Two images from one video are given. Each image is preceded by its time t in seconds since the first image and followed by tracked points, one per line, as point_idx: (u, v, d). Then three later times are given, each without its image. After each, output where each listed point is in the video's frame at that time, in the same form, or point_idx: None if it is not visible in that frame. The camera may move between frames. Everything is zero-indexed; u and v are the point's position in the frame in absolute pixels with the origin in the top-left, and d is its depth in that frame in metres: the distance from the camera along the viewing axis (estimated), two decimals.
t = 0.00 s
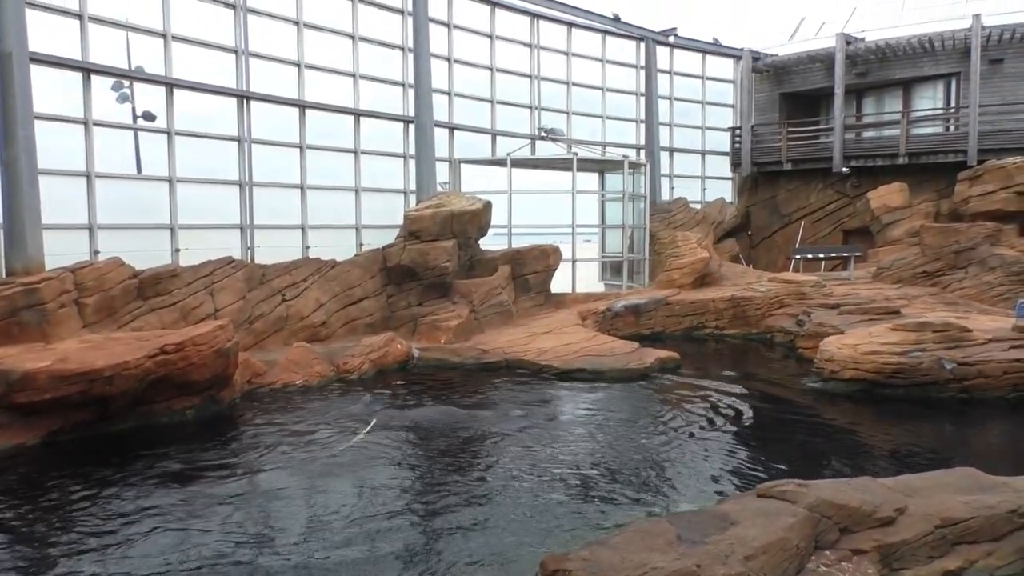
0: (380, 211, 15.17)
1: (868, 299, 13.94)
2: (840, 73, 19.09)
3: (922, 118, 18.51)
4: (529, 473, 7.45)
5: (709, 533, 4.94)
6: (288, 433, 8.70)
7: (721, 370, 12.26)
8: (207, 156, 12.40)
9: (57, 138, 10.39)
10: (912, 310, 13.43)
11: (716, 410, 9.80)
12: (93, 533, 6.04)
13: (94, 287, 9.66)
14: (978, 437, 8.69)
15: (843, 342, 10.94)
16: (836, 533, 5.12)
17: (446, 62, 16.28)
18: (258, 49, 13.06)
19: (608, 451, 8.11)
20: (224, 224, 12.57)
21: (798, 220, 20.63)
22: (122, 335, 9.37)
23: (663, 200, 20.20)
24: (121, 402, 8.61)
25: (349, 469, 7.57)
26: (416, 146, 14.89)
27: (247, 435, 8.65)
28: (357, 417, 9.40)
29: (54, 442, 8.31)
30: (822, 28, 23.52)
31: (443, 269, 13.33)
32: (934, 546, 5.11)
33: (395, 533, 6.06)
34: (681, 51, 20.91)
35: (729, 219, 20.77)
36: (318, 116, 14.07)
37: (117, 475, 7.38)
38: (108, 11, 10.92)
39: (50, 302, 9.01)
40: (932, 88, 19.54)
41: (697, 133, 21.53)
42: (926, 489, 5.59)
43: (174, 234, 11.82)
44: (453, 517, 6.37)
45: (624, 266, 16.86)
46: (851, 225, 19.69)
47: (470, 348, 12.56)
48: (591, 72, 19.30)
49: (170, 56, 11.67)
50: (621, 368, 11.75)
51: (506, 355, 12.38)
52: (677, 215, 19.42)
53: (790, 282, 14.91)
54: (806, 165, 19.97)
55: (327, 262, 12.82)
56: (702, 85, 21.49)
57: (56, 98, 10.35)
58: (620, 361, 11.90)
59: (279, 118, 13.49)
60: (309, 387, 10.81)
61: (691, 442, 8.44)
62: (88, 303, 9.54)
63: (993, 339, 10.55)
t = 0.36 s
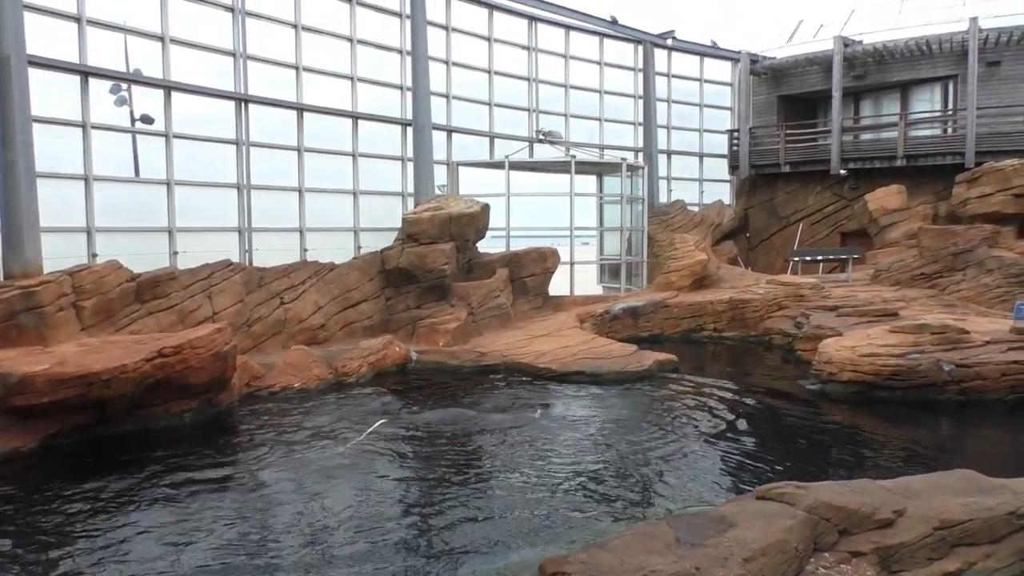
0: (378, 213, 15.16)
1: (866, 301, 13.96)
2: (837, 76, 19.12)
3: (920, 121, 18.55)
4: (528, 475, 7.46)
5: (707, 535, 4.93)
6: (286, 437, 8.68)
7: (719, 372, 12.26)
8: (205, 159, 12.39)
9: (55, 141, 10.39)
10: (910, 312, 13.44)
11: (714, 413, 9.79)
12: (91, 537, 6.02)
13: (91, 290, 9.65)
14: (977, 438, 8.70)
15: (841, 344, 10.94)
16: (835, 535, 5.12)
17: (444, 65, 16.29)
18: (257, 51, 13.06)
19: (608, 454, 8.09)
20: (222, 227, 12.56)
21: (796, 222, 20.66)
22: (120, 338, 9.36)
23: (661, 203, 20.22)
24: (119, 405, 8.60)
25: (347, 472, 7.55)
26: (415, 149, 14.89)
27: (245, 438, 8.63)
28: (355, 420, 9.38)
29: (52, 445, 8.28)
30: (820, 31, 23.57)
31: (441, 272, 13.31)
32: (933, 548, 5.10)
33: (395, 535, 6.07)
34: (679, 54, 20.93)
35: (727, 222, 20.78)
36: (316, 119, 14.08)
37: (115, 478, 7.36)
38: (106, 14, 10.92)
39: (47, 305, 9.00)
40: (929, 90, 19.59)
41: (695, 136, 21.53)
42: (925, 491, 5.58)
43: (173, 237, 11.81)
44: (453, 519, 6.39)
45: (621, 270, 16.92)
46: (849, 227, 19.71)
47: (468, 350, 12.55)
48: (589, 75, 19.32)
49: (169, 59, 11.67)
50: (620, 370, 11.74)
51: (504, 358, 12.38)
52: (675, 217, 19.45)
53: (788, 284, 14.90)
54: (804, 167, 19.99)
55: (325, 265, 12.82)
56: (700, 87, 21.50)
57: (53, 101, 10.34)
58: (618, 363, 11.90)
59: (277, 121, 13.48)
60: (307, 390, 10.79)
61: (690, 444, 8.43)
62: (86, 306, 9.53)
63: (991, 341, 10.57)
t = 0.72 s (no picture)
0: (376, 216, 15.15)
1: (864, 304, 13.97)
2: (835, 78, 19.15)
3: (918, 123, 18.59)
4: (527, 478, 7.47)
5: (706, 538, 4.92)
6: (284, 440, 8.67)
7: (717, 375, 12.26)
8: (203, 162, 12.39)
9: (52, 144, 10.37)
10: (908, 314, 13.45)
11: (713, 416, 9.78)
12: (88, 541, 6.01)
13: (89, 293, 9.65)
14: (974, 441, 8.71)
15: (839, 347, 10.96)
16: (833, 538, 5.12)
17: (442, 68, 16.30)
18: (255, 55, 13.06)
19: (606, 457, 8.09)
20: (220, 230, 12.56)
21: (794, 224, 20.68)
22: (117, 341, 9.35)
23: (659, 206, 20.25)
24: (117, 409, 8.58)
25: (345, 475, 7.54)
26: (413, 152, 14.89)
27: (243, 442, 8.61)
28: (353, 423, 9.37)
29: (49, 448, 8.27)
30: (817, 34, 23.61)
31: (439, 275, 13.31)
32: (931, 551, 5.11)
33: (394, 537, 6.07)
34: (676, 57, 20.96)
35: (725, 224, 20.79)
36: (314, 122, 14.09)
37: (112, 482, 7.35)
38: (104, 17, 10.92)
39: (45, 308, 8.99)
40: (926, 93, 19.62)
41: (693, 138, 21.55)
42: (923, 494, 5.58)
43: (170, 240, 11.79)
44: (452, 521, 6.39)
45: (619, 272, 16.88)
46: (847, 230, 19.74)
47: (466, 353, 12.54)
48: (586, 78, 19.34)
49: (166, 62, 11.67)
50: (618, 373, 11.73)
51: (502, 361, 12.38)
52: (673, 220, 19.46)
53: (786, 287, 14.91)
54: (802, 170, 20.03)
55: (323, 268, 12.82)
56: (698, 90, 21.52)
57: (50, 104, 10.32)
58: (617, 366, 11.90)
59: (276, 124, 13.48)
60: (305, 394, 10.78)
61: (689, 447, 8.42)
62: (84, 309, 9.52)
63: (989, 343, 10.56)
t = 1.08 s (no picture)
0: (374, 219, 15.14)
1: (861, 307, 13.99)
2: (832, 82, 19.19)
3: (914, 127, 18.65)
4: (524, 481, 7.47)
5: (704, 541, 4.92)
6: (282, 443, 8.65)
7: (715, 378, 12.26)
8: (201, 166, 12.39)
9: (50, 148, 10.37)
10: (905, 317, 13.47)
11: (711, 419, 9.78)
12: (84, 545, 5.99)
13: (87, 296, 9.63)
14: (972, 444, 8.71)
15: (837, 350, 10.97)
16: (831, 541, 5.11)
17: (440, 72, 16.30)
18: (252, 58, 13.06)
19: (604, 461, 8.08)
20: (217, 233, 12.55)
21: (792, 228, 20.70)
22: (114, 344, 9.33)
23: (657, 209, 20.27)
24: (115, 412, 8.57)
25: (342, 479, 7.52)
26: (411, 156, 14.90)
27: (240, 445, 8.60)
28: (350, 427, 9.36)
29: (46, 452, 8.25)
30: (814, 38, 23.66)
31: (437, 278, 13.30)
32: (929, 554, 5.10)
33: (391, 540, 6.07)
34: (674, 60, 20.98)
35: (723, 228, 20.81)
36: (312, 126, 14.09)
37: (109, 486, 7.33)
38: (101, 20, 10.90)
39: (42, 312, 8.98)
40: (923, 96, 19.67)
41: (690, 142, 21.55)
42: (921, 497, 5.58)
43: (168, 243, 11.79)
44: (449, 524, 6.38)
45: (617, 275, 16.96)
46: (844, 233, 19.76)
47: (464, 357, 12.53)
48: (584, 81, 19.36)
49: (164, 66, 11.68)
50: (616, 376, 11.73)
51: (500, 364, 12.37)
52: (671, 223, 19.49)
53: (784, 290, 14.92)
54: (799, 174, 20.06)
55: (321, 271, 12.81)
56: (695, 94, 21.53)
57: (47, 106, 10.32)
58: (614, 369, 11.90)
59: (273, 128, 13.49)
60: (303, 397, 10.77)
61: (686, 451, 8.42)
62: (81, 313, 9.51)
63: (986, 346, 10.56)
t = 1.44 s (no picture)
0: (371, 223, 15.15)
1: (859, 310, 14.02)
2: (828, 86, 19.24)
3: (911, 130, 18.70)
4: (521, 484, 7.47)
5: (702, 545, 4.91)
6: (279, 447, 8.64)
7: (713, 382, 12.26)
8: (198, 168, 12.38)
9: (47, 152, 10.36)
10: (902, 320, 13.49)
11: (708, 422, 9.77)
12: (81, 550, 5.96)
13: (83, 300, 9.61)
14: (969, 446, 8.73)
15: (834, 353, 10.95)
16: (829, 544, 5.11)
17: (437, 76, 16.30)
18: (250, 61, 13.06)
19: (601, 464, 8.07)
20: (215, 236, 12.54)
21: (789, 231, 20.73)
22: (111, 348, 9.32)
23: (654, 212, 20.28)
24: (112, 416, 8.55)
25: (340, 483, 7.50)
26: (409, 159, 14.90)
27: (238, 449, 8.58)
28: (348, 431, 9.34)
29: (43, 456, 8.23)
30: (811, 42, 23.72)
31: (434, 281, 13.29)
32: (928, 557, 5.09)
33: (389, 544, 6.07)
34: (671, 64, 21.01)
35: (720, 231, 20.83)
36: (310, 130, 14.10)
37: (106, 490, 7.30)
38: (98, 24, 10.90)
39: (39, 315, 8.95)
40: (920, 100, 19.76)
41: (687, 145, 21.56)
42: (918, 500, 5.58)
43: (165, 247, 11.78)
44: (446, 528, 6.39)
45: (614, 278, 17.00)
46: (841, 236, 19.80)
47: (461, 360, 12.53)
48: (581, 85, 19.38)
49: (161, 69, 11.68)
50: (614, 380, 11.73)
51: (498, 367, 12.36)
52: (668, 226, 19.53)
53: (781, 293, 14.94)
54: (796, 177, 20.11)
55: (318, 275, 12.80)
56: (692, 97, 21.54)
57: (46, 111, 10.32)
58: (612, 373, 11.90)
59: (271, 131, 13.48)
60: (300, 401, 10.74)
61: (682, 454, 8.41)
62: (78, 317, 9.49)
63: (984, 349, 10.60)
